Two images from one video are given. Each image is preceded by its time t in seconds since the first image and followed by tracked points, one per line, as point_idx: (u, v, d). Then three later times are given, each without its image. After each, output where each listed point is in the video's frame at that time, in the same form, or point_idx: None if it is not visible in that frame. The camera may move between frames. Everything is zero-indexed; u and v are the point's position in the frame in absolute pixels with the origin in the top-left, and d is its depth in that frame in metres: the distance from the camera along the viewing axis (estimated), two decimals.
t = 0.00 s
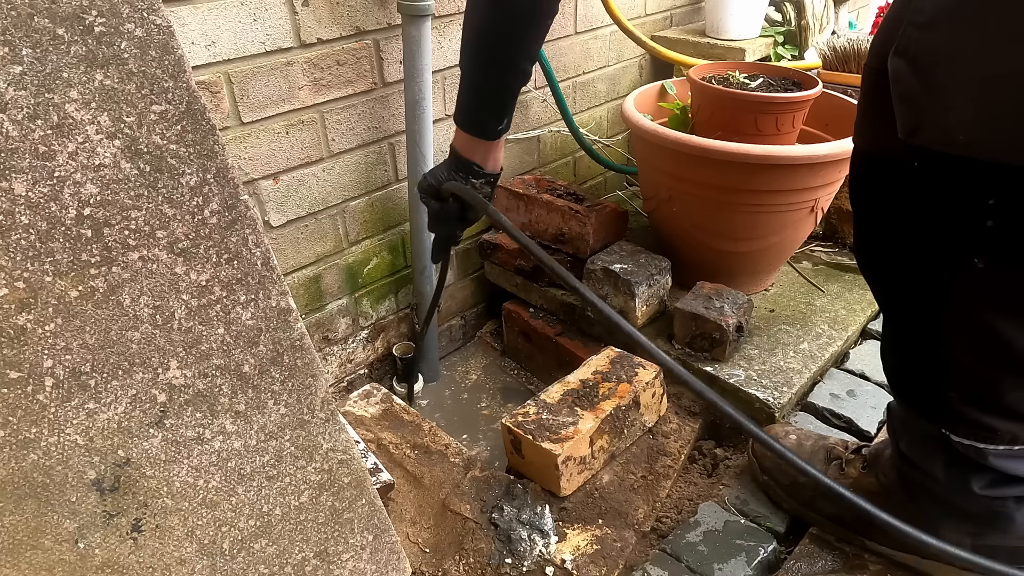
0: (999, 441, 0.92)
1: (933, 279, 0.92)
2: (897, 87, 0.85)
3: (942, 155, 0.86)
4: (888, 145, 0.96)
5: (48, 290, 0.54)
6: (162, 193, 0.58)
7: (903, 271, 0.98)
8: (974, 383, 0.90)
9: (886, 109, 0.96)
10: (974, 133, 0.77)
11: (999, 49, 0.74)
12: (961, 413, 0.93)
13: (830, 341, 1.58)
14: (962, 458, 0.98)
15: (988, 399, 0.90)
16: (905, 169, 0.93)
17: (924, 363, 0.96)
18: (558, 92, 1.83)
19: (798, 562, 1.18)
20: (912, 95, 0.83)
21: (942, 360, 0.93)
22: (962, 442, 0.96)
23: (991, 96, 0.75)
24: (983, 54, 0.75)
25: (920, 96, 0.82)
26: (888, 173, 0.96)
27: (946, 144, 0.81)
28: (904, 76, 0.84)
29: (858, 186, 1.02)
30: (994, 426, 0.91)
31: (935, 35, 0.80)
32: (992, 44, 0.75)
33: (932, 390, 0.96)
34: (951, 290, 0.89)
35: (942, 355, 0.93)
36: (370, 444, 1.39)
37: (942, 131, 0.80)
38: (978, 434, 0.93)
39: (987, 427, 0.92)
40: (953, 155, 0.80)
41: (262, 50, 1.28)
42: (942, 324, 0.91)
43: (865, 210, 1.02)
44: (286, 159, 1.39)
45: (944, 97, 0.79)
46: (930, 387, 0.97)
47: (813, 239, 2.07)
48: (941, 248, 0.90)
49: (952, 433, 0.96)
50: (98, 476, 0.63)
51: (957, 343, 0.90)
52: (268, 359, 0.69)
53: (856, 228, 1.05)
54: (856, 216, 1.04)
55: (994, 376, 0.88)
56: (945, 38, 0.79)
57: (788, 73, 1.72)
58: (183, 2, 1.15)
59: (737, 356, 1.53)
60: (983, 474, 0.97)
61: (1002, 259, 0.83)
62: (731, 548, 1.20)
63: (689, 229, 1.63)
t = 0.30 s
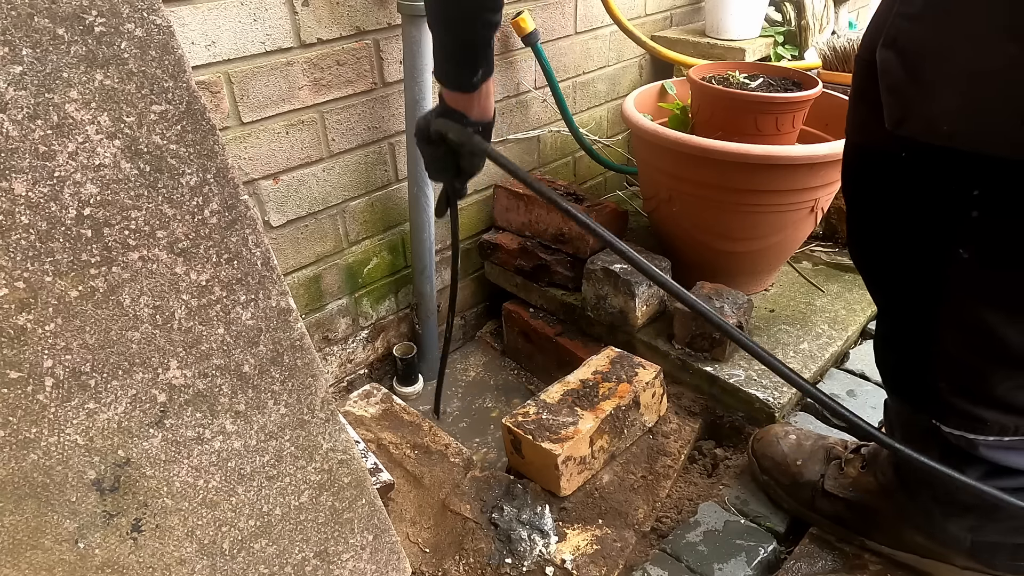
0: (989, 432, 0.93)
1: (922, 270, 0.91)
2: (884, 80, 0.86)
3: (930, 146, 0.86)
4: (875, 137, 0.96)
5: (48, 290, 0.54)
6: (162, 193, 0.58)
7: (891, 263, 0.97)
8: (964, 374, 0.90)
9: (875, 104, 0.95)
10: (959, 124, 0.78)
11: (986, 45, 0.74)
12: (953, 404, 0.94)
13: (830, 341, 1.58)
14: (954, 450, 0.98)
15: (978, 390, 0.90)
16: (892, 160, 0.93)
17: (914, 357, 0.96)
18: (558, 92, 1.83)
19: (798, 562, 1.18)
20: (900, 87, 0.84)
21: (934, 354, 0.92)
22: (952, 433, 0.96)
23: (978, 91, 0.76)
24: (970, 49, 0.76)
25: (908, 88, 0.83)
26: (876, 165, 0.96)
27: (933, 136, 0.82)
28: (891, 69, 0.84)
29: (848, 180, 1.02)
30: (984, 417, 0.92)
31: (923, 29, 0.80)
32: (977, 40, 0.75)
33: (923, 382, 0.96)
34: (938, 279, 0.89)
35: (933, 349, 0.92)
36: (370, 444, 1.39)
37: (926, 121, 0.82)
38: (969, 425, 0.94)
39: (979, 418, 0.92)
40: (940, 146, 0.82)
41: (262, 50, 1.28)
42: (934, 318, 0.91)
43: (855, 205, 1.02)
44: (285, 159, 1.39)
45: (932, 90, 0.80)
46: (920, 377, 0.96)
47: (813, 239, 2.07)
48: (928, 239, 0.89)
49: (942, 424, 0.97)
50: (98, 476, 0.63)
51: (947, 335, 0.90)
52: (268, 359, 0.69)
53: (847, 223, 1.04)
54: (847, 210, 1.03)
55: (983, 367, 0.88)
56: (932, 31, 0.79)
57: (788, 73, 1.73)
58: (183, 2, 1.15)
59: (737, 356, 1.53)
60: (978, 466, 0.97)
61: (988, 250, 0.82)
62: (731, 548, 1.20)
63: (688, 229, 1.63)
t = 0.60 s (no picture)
0: (994, 447, 0.94)
1: (929, 287, 0.92)
2: (891, 96, 0.85)
3: (939, 166, 0.86)
4: (880, 150, 0.95)
5: (48, 290, 0.54)
6: (162, 193, 0.58)
7: (900, 275, 0.97)
8: (970, 390, 0.91)
9: (878, 118, 0.95)
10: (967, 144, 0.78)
11: (997, 62, 0.74)
12: (959, 419, 0.94)
13: (830, 341, 1.58)
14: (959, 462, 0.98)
15: (985, 406, 0.91)
16: (899, 176, 0.93)
17: (921, 370, 0.97)
18: (558, 92, 1.83)
19: (798, 562, 1.18)
20: (907, 104, 0.83)
21: (941, 367, 0.93)
22: (957, 447, 0.97)
23: (987, 107, 0.75)
24: (981, 65, 0.76)
25: (917, 106, 0.82)
26: (884, 179, 0.95)
27: (940, 154, 0.81)
28: (899, 86, 0.84)
29: (852, 193, 1.02)
30: (990, 432, 0.92)
31: (930, 45, 0.80)
32: (987, 56, 0.75)
33: (931, 397, 0.97)
34: (947, 298, 0.89)
35: (940, 362, 0.93)
36: (370, 444, 1.39)
37: (937, 140, 0.80)
38: (974, 440, 0.95)
39: (985, 433, 0.93)
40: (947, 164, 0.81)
41: (262, 50, 1.28)
42: (941, 332, 0.91)
43: (859, 214, 1.01)
44: (286, 159, 1.39)
45: (941, 107, 0.79)
46: (928, 393, 0.97)
47: (813, 239, 2.07)
48: (935, 254, 0.90)
49: (948, 438, 0.98)
50: (98, 476, 0.63)
51: (955, 353, 0.90)
52: (268, 359, 0.69)
53: (851, 234, 1.04)
54: (851, 220, 1.03)
55: (991, 385, 0.88)
56: (942, 49, 0.79)
57: (788, 73, 1.72)
58: (183, 2, 1.15)
59: (737, 356, 1.53)
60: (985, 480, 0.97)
61: (997, 268, 0.83)
62: (731, 548, 1.20)
63: (688, 229, 1.63)
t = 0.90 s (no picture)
0: (1012, 443, 0.94)
1: (941, 288, 0.92)
2: (901, 96, 0.85)
3: (946, 163, 0.87)
4: (885, 152, 0.96)
5: (48, 290, 0.54)
6: (162, 193, 0.58)
7: (905, 276, 0.99)
8: (984, 387, 0.91)
9: (882, 118, 0.95)
10: (987, 142, 0.77)
11: (1009, 62, 0.74)
12: (975, 418, 0.94)
13: (830, 341, 1.58)
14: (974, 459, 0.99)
15: (1001, 404, 0.91)
16: (904, 176, 0.94)
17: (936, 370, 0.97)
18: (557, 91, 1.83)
19: (798, 562, 1.18)
20: (918, 104, 0.83)
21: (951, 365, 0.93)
22: (980, 449, 0.97)
23: (1001, 106, 0.75)
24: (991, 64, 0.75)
25: (928, 106, 0.82)
26: (888, 179, 0.97)
27: (957, 153, 0.81)
28: (909, 86, 0.83)
29: (854, 194, 1.03)
30: (1006, 429, 0.93)
31: (939, 44, 0.79)
32: (998, 55, 0.74)
33: (947, 398, 0.97)
34: (958, 295, 0.89)
35: (951, 361, 0.93)
36: (370, 444, 1.39)
37: (952, 139, 0.80)
38: (992, 438, 0.95)
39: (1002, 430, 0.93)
40: (963, 162, 0.81)
41: (262, 50, 1.28)
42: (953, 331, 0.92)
43: (861, 217, 1.03)
44: (286, 159, 1.39)
45: (955, 108, 0.79)
46: (945, 394, 0.98)
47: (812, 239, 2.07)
48: (948, 253, 0.91)
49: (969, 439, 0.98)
50: (98, 476, 0.63)
51: (966, 350, 0.90)
52: (268, 359, 0.69)
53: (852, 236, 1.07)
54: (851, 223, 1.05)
55: (1004, 381, 0.88)
56: (951, 47, 0.78)
57: (788, 73, 1.73)
58: (183, 2, 1.15)
59: (737, 356, 1.53)
60: (993, 477, 0.98)
61: (1010, 265, 0.83)
62: (731, 548, 1.20)
63: (689, 229, 1.63)
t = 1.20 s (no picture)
0: (1007, 442, 0.93)
1: (939, 283, 0.92)
2: (900, 88, 0.85)
3: (943, 155, 0.86)
4: (887, 147, 0.96)
5: (48, 290, 0.54)
6: (162, 193, 0.58)
7: (904, 270, 0.97)
8: (980, 384, 0.91)
9: (881, 112, 0.96)
10: (986, 134, 0.77)
11: (1007, 50, 0.74)
12: (968, 413, 0.94)
13: (830, 341, 1.58)
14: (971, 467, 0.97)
15: (997, 401, 0.91)
16: (904, 170, 0.93)
17: (932, 364, 0.96)
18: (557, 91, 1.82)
19: (798, 562, 1.18)
20: (917, 96, 0.83)
21: (948, 359, 0.93)
22: (970, 446, 0.96)
23: (1002, 98, 0.75)
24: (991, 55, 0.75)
25: (927, 97, 0.81)
26: (888, 175, 0.96)
27: (954, 145, 0.80)
28: (909, 77, 0.83)
29: (852, 188, 1.03)
30: (1000, 426, 0.92)
31: (940, 35, 0.79)
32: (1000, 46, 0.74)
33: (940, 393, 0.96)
34: (958, 290, 0.89)
35: (948, 357, 0.93)
36: (370, 444, 1.39)
37: (951, 132, 0.80)
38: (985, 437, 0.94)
39: (997, 428, 0.93)
40: (962, 154, 0.80)
41: (262, 50, 1.28)
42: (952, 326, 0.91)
43: (861, 209, 1.02)
44: (285, 159, 1.39)
45: (953, 100, 0.79)
46: (937, 388, 0.97)
47: (813, 239, 2.07)
48: (947, 248, 0.90)
49: (960, 437, 0.96)
50: (98, 476, 0.63)
51: (964, 347, 0.90)
52: (268, 359, 0.69)
53: (850, 230, 1.06)
54: (853, 213, 1.04)
55: (1001, 378, 0.89)
56: (952, 38, 0.78)
57: (788, 73, 1.72)
58: (183, 2, 1.15)
59: (737, 356, 1.53)
60: (984, 479, 0.97)
61: (1009, 259, 0.83)
62: (731, 548, 1.20)
63: (689, 229, 1.63)
